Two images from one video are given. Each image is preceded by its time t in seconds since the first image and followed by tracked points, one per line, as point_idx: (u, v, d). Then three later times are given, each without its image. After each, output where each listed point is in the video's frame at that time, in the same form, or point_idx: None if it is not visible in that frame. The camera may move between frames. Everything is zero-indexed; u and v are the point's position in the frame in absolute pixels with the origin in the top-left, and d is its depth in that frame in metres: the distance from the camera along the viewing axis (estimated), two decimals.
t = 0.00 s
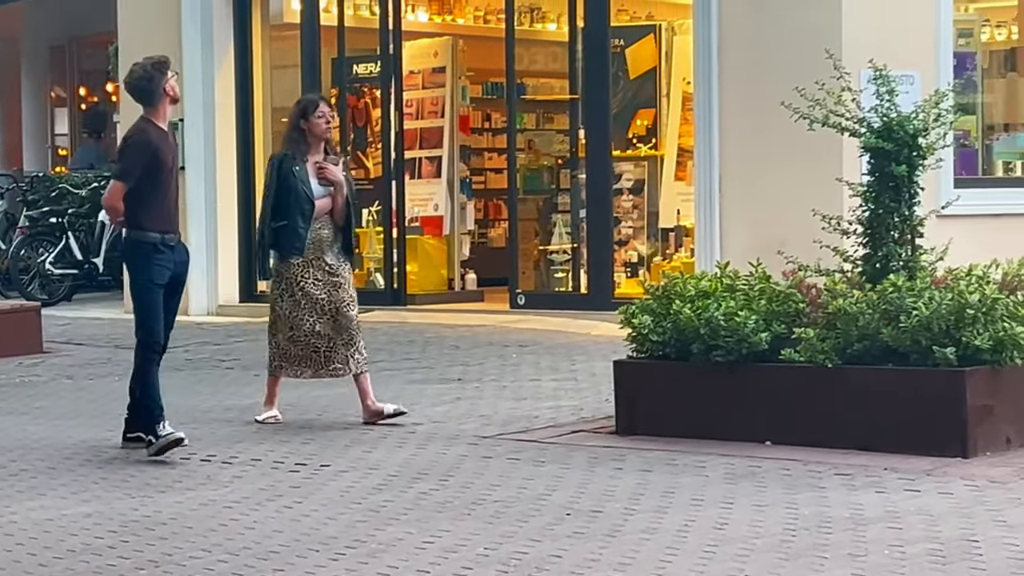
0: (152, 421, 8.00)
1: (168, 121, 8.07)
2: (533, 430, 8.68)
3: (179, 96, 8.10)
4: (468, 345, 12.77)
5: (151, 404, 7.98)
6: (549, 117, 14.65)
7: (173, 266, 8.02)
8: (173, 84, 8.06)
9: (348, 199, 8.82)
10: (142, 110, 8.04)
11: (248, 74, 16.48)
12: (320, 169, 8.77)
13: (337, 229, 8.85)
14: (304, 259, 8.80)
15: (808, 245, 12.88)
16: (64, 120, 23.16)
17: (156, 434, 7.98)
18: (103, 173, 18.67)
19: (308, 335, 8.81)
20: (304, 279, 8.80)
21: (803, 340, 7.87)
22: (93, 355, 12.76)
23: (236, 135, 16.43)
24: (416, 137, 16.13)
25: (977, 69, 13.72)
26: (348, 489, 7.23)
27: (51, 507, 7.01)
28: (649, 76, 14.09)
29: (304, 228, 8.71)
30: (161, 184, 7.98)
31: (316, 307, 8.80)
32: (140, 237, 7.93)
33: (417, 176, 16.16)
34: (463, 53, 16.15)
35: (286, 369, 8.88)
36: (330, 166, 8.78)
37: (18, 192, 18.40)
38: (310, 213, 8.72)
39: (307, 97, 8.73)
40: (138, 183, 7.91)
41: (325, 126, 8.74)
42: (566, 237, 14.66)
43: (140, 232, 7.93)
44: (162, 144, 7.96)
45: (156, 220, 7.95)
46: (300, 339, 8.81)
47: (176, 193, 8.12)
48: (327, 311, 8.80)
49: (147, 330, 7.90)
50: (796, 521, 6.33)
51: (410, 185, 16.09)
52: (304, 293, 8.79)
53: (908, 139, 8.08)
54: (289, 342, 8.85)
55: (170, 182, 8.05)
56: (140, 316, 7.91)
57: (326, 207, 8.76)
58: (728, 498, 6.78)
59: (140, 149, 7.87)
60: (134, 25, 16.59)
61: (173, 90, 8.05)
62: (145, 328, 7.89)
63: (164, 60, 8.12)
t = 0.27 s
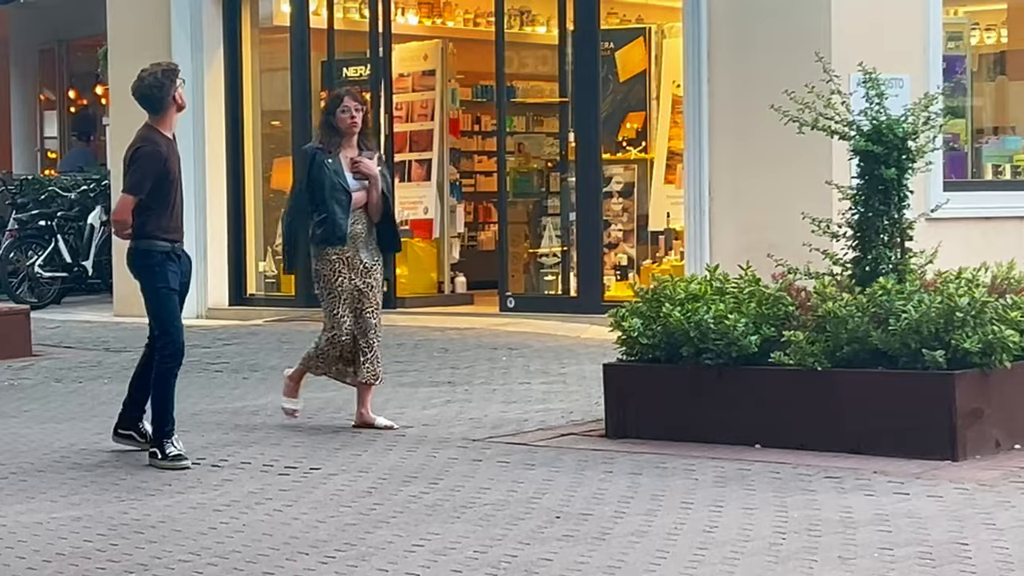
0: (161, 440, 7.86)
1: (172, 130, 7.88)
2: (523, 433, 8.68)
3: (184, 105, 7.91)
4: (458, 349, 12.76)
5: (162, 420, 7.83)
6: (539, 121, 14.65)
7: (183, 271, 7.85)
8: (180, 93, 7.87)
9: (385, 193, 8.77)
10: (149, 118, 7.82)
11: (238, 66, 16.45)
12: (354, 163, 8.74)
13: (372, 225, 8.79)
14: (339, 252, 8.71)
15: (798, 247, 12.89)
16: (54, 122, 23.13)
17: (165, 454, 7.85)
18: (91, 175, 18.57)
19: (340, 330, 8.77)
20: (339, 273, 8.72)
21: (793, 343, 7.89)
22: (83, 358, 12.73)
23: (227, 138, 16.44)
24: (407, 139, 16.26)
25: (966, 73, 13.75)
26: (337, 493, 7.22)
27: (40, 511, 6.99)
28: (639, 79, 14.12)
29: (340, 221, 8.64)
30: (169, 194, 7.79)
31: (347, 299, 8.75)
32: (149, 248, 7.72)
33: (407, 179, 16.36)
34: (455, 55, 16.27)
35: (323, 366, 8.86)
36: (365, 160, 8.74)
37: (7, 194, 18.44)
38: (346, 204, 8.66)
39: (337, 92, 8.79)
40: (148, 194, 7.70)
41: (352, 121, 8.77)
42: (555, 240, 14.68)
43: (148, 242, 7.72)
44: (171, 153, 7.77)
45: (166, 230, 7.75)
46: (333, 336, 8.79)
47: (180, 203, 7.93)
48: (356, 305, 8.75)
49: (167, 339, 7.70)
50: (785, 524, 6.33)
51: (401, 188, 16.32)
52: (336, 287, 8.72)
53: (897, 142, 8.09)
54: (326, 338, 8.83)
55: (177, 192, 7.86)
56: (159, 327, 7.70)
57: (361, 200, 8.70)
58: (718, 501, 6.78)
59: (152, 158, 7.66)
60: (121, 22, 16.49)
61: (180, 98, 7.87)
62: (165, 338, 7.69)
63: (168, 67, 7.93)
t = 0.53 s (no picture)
0: (152, 439, 7.84)
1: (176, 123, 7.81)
2: (515, 433, 8.67)
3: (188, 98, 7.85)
4: (450, 349, 12.75)
5: (155, 419, 7.82)
6: (531, 121, 14.66)
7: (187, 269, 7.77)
8: (185, 85, 7.81)
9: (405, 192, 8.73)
10: (153, 111, 7.75)
11: (231, 72, 16.51)
12: (375, 160, 8.69)
13: (391, 223, 8.77)
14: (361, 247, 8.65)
15: (791, 248, 12.88)
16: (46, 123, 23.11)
17: (156, 454, 7.84)
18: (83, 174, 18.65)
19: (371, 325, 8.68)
20: (365, 268, 8.64)
21: (785, 343, 7.89)
22: (75, 358, 12.71)
23: (219, 137, 16.45)
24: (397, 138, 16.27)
25: (958, 73, 13.77)
26: (330, 492, 7.22)
27: (32, 511, 6.98)
28: (631, 79, 14.13)
29: (364, 220, 8.59)
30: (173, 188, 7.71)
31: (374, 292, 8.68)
32: (153, 243, 7.65)
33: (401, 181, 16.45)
34: (447, 55, 16.19)
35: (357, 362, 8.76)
36: (385, 158, 8.70)
37: None
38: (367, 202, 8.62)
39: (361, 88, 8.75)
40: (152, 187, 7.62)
41: (375, 117, 8.71)
42: (548, 240, 14.68)
43: (151, 238, 7.65)
44: (175, 146, 7.70)
45: (168, 225, 7.68)
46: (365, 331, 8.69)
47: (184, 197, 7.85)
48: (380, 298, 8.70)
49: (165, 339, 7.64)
50: (777, 523, 6.34)
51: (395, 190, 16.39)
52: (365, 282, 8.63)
53: (889, 142, 8.10)
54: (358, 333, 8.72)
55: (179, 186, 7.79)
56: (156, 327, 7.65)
57: (381, 198, 8.67)
58: (710, 501, 6.78)
59: (156, 152, 7.59)
60: (113, 21, 16.46)
61: (185, 90, 7.80)
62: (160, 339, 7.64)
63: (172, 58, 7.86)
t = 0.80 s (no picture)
0: (141, 438, 7.80)
1: (182, 120, 7.78)
2: (505, 433, 8.66)
3: (195, 95, 7.82)
4: (439, 349, 12.73)
5: (144, 419, 7.78)
6: (521, 120, 14.66)
7: (187, 269, 7.75)
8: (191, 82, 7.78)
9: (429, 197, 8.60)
10: (159, 108, 7.72)
11: (220, 72, 16.47)
12: (397, 167, 8.56)
13: (417, 229, 8.63)
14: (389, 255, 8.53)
15: (779, 248, 12.89)
16: (34, 122, 23.07)
17: (145, 454, 7.80)
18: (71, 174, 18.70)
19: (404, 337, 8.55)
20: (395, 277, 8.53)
21: (774, 343, 7.89)
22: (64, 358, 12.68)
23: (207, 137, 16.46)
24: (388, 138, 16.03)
25: (947, 73, 13.79)
26: (319, 492, 7.21)
27: (20, 510, 6.96)
28: (620, 79, 14.14)
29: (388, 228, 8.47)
30: (175, 186, 7.69)
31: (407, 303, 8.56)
32: (153, 243, 7.63)
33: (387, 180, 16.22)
34: (436, 55, 16.18)
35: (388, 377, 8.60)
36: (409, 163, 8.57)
37: None
38: (391, 210, 8.49)
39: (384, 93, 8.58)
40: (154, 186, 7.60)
41: (398, 121, 8.54)
42: (537, 240, 14.67)
43: (151, 236, 7.63)
44: (179, 144, 7.67)
45: (168, 224, 7.66)
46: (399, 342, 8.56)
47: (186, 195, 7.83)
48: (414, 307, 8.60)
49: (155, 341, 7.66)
50: (766, 523, 6.34)
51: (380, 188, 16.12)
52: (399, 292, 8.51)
53: (878, 142, 8.11)
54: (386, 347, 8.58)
55: (183, 185, 7.77)
56: (147, 326, 7.66)
57: (406, 205, 8.53)
58: (699, 500, 6.78)
59: (159, 151, 7.56)
60: (102, 20, 16.42)
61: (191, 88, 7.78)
62: (148, 341, 7.64)
63: (180, 53, 7.83)
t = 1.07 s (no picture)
0: (132, 437, 7.79)
1: (191, 122, 7.64)
2: (495, 433, 8.66)
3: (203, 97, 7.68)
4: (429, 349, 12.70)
5: (134, 418, 7.76)
6: (511, 120, 14.66)
7: (188, 276, 7.52)
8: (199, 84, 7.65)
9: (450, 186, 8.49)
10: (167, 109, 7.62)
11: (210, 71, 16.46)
12: (415, 159, 8.50)
13: (439, 222, 8.53)
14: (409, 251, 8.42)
15: (769, 247, 12.89)
16: (24, 121, 23.04)
17: (137, 453, 7.78)
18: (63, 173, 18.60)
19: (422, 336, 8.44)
20: (414, 275, 8.41)
21: (763, 342, 7.89)
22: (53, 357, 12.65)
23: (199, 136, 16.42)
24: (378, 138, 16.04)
25: (937, 72, 13.81)
26: (309, 491, 7.20)
27: (10, 510, 6.94)
28: (611, 78, 14.15)
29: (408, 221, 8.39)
30: (178, 189, 7.52)
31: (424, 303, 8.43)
32: (153, 245, 7.49)
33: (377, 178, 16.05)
34: (426, 55, 15.75)
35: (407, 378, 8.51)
36: (427, 154, 8.51)
37: None
38: (412, 202, 8.41)
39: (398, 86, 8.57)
40: (158, 187, 7.46)
41: (413, 112, 8.49)
42: (527, 239, 14.67)
43: (153, 239, 7.49)
44: (184, 145, 7.50)
45: (171, 226, 7.49)
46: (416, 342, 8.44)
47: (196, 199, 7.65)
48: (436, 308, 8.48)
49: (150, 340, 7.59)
50: (756, 522, 6.34)
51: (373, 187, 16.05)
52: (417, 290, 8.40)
53: (868, 142, 8.10)
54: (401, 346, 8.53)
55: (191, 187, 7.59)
56: (145, 325, 7.58)
57: (426, 196, 8.43)
58: (690, 499, 6.79)
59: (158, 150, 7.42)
60: (94, 21, 16.37)
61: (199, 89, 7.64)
62: (144, 340, 7.59)
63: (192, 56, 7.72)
